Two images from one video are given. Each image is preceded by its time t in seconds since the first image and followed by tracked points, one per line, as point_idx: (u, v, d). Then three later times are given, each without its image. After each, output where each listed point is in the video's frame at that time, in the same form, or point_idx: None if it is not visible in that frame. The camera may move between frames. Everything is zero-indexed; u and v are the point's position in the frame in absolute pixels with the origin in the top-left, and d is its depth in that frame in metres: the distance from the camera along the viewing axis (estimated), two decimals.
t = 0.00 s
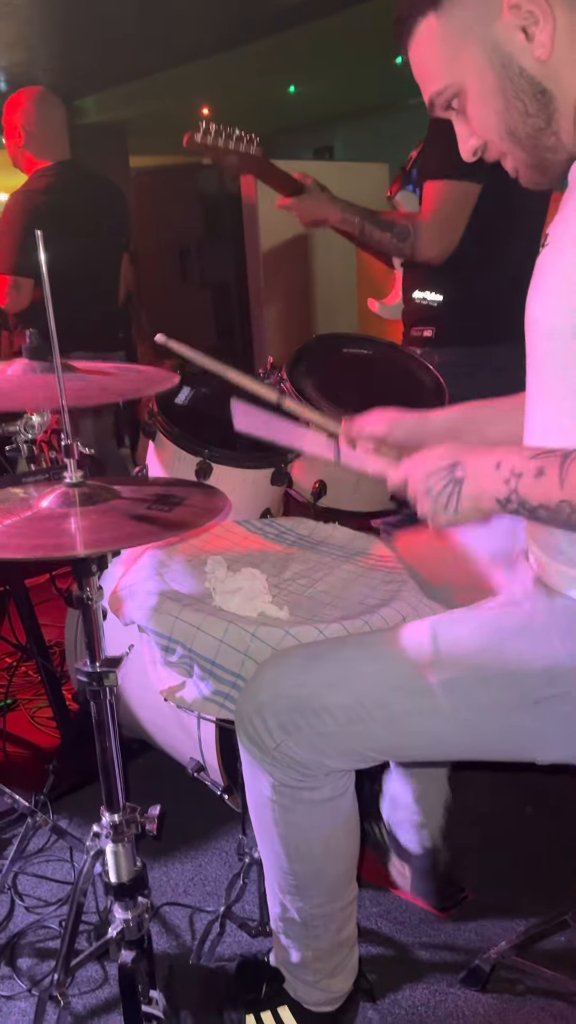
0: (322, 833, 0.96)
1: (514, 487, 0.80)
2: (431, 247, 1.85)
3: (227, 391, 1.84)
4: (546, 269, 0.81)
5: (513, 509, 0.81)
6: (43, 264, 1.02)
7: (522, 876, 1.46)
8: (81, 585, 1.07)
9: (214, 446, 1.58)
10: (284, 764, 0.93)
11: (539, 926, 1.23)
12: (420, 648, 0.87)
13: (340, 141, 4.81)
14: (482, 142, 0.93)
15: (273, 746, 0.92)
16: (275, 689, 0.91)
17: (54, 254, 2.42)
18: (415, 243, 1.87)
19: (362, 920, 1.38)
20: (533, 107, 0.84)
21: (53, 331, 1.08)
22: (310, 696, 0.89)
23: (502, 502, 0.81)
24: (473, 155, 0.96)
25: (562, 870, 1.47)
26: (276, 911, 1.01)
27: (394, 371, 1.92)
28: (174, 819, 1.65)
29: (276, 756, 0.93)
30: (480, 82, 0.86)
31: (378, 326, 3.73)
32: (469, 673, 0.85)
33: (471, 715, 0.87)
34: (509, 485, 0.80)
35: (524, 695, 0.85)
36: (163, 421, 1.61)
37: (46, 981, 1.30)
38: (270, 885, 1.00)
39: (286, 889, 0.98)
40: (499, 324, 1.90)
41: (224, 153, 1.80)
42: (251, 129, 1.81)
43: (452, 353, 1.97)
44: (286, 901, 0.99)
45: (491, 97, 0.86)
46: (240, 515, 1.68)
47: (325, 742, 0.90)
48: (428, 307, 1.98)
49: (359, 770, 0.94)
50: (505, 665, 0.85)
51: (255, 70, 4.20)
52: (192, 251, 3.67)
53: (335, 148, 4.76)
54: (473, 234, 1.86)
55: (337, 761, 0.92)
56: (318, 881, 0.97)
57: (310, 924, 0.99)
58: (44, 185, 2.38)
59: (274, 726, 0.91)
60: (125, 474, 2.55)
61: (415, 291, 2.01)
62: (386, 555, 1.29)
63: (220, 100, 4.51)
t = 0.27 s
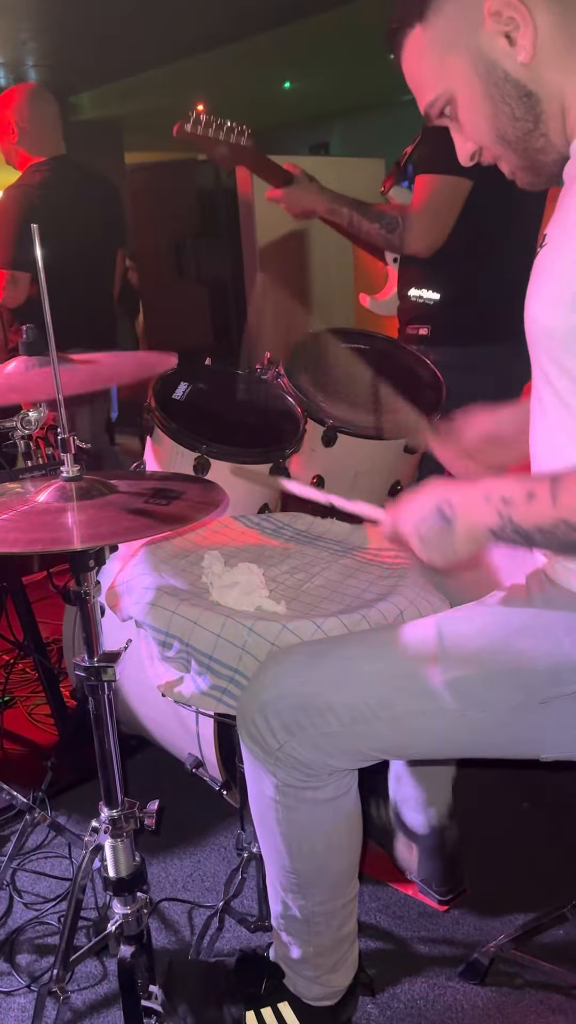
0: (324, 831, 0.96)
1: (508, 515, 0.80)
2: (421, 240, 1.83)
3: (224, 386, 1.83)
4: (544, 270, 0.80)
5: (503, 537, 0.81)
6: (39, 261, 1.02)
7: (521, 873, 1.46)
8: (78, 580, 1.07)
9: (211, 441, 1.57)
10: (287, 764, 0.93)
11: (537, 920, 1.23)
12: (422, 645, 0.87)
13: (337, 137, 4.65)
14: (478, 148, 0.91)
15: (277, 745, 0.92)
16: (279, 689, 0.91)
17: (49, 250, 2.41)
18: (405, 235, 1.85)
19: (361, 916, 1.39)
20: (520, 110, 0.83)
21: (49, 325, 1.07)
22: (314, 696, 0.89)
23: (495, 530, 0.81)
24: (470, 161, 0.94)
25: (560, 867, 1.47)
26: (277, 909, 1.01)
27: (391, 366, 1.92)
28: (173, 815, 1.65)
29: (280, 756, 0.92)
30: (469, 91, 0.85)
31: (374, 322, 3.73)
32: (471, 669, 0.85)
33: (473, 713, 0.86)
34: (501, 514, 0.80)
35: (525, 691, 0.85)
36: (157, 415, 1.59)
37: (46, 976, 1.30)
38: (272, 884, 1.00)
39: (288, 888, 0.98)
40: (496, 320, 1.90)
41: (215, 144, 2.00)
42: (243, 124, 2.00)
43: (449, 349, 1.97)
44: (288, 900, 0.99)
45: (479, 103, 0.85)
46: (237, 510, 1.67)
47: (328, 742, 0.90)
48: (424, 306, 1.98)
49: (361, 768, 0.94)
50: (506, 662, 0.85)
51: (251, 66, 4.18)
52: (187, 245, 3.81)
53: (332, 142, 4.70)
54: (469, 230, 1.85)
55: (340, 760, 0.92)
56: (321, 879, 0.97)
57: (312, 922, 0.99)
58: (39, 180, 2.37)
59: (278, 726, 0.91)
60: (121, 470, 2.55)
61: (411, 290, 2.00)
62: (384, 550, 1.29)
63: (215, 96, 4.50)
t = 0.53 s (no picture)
0: (323, 834, 0.95)
1: (443, 457, 0.81)
2: (409, 248, 1.84)
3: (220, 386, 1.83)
4: (552, 269, 0.79)
5: (437, 480, 0.83)
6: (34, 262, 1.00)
7: (519, 873, 1.46)
8: (74, 581, 1.06)
9: (207, 441, 1.57)
10: (286, 765, 0.92)
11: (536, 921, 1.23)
12: (420, 647, 0.87)
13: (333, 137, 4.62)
14: (485, 144, 0.92)
15: (275, 748, 0.92)
16: (278, 692, 0.91)
17: (44, 250, 2.40)
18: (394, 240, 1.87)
19: (359, 917, 1.38)
20: (526, 109, 0.82)
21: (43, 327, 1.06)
22: (313, 698, 0.89)
23: (428, 469, 0.82)
24: (479, 156, 0.95)
25: (558, 868, 1.47)
26: (275, 911, 1.01)
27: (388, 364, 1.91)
28: (170, 817, 1.65)
29: (279, 759, 0.92)
30: (476, 89, 0.85)
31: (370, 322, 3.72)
32: (469, 670, 0.85)
33: (471, 715, 0.86)
34: (437, 456, 0.81)
35: (523, 692, 0.84)
36: (151, 414, 1.60)
37: (43, 978, 1.30)
38: (271, 886, 1.00)
39: (286, 890, 0.98)
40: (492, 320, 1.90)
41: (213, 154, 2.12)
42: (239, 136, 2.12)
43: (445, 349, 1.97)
44: (286, 902, 0.98)
45: (486, 101, 0.85)
46: (234, 510, 1.67)
47: (327, 745, 0.90)
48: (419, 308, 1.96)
49: (359, 770, 0.94)
50: (504, 663, 0.84)
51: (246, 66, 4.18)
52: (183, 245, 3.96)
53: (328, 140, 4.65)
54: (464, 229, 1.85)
55: (340, 762, 0.92)
56: (319, 882, 0.96)
57: (310, 924, 0.98)
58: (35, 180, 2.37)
59: (277, 729, 0.91)
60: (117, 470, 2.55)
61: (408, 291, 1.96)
62: (381, 551, 1.29)
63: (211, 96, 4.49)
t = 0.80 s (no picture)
0: (314, 834, 0.95)
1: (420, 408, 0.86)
2: (409, 252, 1.91)
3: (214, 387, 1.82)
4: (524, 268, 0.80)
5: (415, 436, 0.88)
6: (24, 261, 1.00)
7: (515, 873, 1.46)
8: (66, 584, 1.06)
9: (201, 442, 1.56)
10: (276, 765, 0.92)
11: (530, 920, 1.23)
12: (409, 647, 0.87)
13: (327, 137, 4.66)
14: (484, 135, 0.92)
15: (265, 747, 0.92)
16: (267, 691, 0.91)
17: (36, 251, 2.39)
18: (394, 246, 1.93)
19: (355, 918, 1.38)
20: (520, 101, 0.82)
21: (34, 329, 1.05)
22: (303, 698, 0.89)
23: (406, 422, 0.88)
24: (479, 146, 0.95)
25: (553, 867, 1.47)
26: (268, 911, 1.01)
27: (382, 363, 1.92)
28: (164, 819, 1.64)
29: (269, 758, 0.92)
30: (473, 80, 0.85)
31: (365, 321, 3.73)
32: (460, 671, 0.85)
33: (461, 715, 0.86)
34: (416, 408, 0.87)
35: (514, 691, 0.84)
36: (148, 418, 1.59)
37: (37, 982, 1.29)
38: (263, 886, 1.00)
39: (279, 890, 0.97)
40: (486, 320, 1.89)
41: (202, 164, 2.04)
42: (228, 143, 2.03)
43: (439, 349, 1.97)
44: (279, 902, 0.98)
45: (482, 92, 0.85)
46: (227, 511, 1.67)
47: (317, 744, 0.90)
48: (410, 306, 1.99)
49: (351, 769, 0.94)
50: (495, 663, 0.84)
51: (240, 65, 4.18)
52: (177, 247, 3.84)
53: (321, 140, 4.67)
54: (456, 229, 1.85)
55: (331, 762, 0.92)
56: (311, 881, 0.96)
57: (303, 924, 0.98)
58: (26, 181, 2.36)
59: (266, 728, 0.91)
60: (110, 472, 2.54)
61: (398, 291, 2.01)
62: (374, 551, 1.28)
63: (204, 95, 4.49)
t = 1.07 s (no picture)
0: (312, 832, 0.95)
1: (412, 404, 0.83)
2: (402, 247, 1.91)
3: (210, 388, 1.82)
4: (517, 268, 0.81)
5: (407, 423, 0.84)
6: (18, 262, 1.00)
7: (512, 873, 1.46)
8: (62, 586, 1.06)
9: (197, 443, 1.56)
10: (273, 763, 0.92)
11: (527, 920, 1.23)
12: (405, 646, 0.87)
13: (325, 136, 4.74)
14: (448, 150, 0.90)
15: (263, 745, 0.92)
16: (264, 690, 0.91)
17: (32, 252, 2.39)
18: (388, 242, 1.94)
19: (353, 918, 1.38)
20: (485, 116, 0.82)
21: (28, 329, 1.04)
22: (300, 696, 0.89)
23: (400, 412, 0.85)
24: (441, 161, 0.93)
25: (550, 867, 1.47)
26: (267, 910, 1.01)
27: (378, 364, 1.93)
28: (162, 821, 1.64)
29: (266, 756, 0.92)
30: (439, 95, 0.84)
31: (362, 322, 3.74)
32: (457, 669, 0.85)
33: (458, 713, 0.86)
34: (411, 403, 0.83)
35: (510, 690, 0.84)
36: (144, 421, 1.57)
37: (35, 985, 1.29)
38: (261, 885, 1.00)
39: (277, 889, 0.97)
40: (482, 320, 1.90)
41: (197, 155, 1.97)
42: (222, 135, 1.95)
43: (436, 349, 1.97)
44: (277, 901, 0.98)
45: (449, 107, 0.84)
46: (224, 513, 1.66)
47: (314, 742, 0.90)
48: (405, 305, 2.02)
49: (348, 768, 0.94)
50: (492, 662, 0.84)
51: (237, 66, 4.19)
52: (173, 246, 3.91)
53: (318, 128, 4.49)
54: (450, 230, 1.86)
55: (327, 760, 0.92)
56: (309, 880, 0.96)
57: (301, 924, 0.98)
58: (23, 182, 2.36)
59: (263, 726, 0.91)
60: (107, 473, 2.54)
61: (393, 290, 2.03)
62: (371, 552, 1.28)
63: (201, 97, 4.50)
